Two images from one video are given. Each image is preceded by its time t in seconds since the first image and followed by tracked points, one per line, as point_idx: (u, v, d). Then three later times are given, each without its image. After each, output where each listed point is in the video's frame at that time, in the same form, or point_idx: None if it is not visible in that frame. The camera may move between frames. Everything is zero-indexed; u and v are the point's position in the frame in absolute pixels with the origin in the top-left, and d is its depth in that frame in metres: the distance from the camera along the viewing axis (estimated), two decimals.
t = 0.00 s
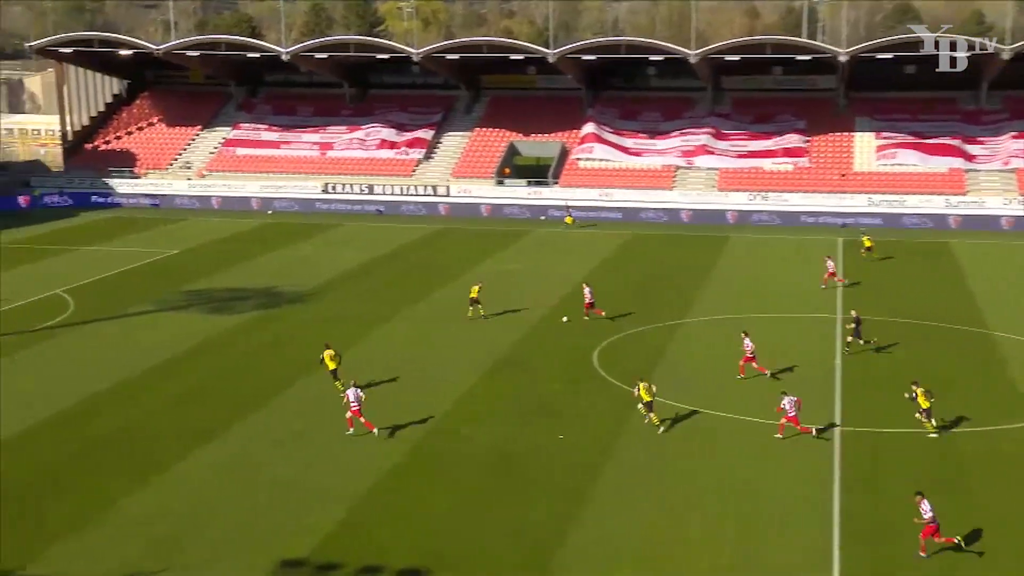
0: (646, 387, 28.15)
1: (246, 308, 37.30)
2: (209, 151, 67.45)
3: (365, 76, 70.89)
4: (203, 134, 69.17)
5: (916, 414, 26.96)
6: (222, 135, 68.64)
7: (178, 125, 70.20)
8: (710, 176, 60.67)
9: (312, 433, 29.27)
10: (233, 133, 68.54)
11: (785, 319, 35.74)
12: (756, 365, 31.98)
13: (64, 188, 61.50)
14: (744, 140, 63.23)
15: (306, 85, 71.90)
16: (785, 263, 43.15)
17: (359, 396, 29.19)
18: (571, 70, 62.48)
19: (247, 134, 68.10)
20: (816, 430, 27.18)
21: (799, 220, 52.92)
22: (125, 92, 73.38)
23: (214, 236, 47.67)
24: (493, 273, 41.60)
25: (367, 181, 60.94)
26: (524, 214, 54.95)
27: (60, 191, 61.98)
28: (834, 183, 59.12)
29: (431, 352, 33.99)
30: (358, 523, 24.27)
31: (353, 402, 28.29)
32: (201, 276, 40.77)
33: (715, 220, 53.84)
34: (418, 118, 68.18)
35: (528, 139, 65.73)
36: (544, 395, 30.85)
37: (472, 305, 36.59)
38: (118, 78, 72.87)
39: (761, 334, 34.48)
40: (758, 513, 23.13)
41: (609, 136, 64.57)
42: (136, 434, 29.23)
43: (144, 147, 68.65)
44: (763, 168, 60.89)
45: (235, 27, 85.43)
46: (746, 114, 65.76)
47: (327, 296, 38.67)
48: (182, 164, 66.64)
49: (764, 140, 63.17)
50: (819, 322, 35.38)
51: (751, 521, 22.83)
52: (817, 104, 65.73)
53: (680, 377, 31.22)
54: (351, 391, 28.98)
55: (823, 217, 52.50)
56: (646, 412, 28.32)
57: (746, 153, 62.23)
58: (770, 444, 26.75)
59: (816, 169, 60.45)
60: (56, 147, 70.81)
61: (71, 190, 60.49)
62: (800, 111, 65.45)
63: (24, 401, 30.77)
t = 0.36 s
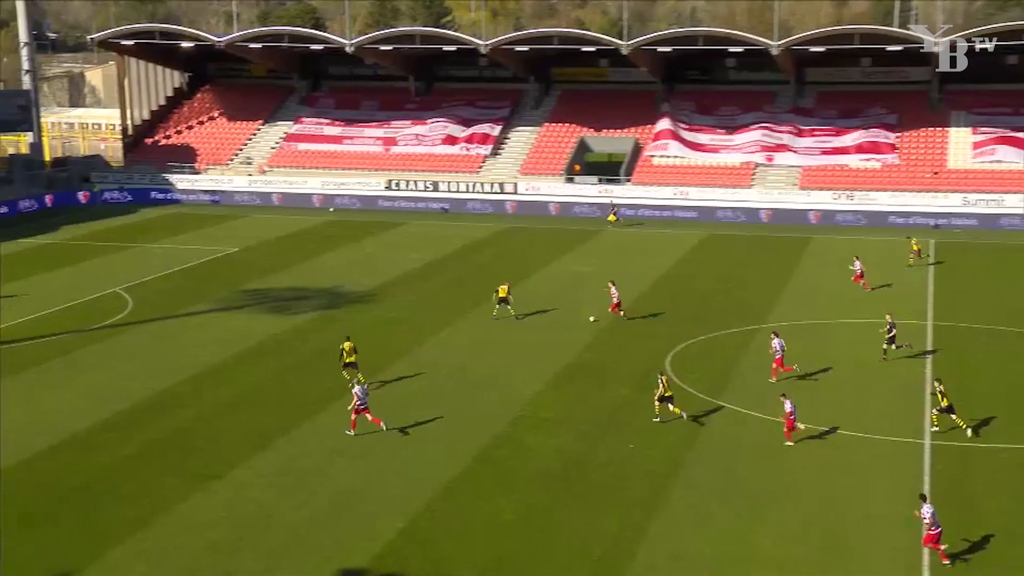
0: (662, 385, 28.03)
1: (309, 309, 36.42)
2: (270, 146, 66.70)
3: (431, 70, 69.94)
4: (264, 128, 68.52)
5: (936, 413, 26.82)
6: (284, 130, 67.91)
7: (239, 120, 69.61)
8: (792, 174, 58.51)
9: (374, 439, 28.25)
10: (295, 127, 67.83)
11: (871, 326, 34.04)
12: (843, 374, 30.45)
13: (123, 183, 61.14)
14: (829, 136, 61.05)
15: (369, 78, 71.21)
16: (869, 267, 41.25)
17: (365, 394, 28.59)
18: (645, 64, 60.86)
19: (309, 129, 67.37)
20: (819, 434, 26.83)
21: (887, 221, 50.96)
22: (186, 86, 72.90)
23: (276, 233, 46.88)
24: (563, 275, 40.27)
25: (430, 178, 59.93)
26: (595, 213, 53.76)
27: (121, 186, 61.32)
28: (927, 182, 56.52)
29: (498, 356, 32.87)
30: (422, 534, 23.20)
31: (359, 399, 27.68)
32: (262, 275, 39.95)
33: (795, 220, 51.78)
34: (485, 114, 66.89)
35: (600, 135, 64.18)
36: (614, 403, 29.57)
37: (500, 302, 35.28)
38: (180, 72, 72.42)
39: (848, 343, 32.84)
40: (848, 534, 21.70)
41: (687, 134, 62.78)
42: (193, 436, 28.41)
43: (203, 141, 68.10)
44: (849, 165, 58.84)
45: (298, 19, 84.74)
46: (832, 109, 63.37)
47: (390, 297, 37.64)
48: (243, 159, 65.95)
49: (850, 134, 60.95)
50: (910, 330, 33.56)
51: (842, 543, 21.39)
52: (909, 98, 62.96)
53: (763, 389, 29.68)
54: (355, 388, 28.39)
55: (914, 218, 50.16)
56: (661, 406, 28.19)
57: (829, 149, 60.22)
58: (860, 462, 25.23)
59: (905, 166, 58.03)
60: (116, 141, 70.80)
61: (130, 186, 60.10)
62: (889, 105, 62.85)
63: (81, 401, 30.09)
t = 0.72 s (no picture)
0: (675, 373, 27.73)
1: (362, 308, 35.48)
2: (323, 140, 66.01)
3: (490, 62, 68.74)
4: (318, 121, 67.78)
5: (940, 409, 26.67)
6: (338, 123, 67.20)
7: (292, 112, 68.88)
8: (868, 170, 57.03)
9: (428, 443, 27.22)
10: (349, 120, 67.10)
11: (950, 332, 32.56)
12: (923, 384, 29.05)
13: (175, 178, 59.79)
14: (907, 129, 59.21)
15: (426, 70, 70.10)
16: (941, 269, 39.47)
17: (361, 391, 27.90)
18: (714, 55, 59.21)
19: (364, 122, 66.65)
20: (867, 443, 26.01)
21: (972, 220, 48.50)
22: (238, 78, 72.10)
23: (329, 230, 46.06)
24: (626, 274, 38.96)
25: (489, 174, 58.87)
26: (659, 211, 52.56)
27: (172, 181, 59.91)
28: (1016, 179, 54.31)
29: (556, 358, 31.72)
30: (479, 545, 22.14)
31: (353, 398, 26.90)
32: (315, 273, 39.12)
33: (872, 219, 50.15)
34: (546, 107, 65.56)
35: (666, 129, 62.70)
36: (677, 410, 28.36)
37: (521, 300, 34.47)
38: (232, 63, 71.63)
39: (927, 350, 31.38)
40: (921, 559, 20.57)
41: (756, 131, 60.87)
42: (242, 437, 27.55)
43: (256, 135, 67.45)
44: (930, 161, 56.81)
45: (354, 10, 83.91)
46: (912, 101, 61.17)
47: (445, 296, 36.60)
48: (296, 153, 65.32)
49: (931, 126, 59.02)
50: (994, 336, 31.94)
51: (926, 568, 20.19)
52: (995, 88, 60.43)
53: (840, 401, 28.27)
54: (351, 385, 27.69)
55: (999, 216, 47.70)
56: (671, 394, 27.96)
57: (907, 144, 58.27)
58: (944, 482, 23.87)
59: (992, 162, 55.82)
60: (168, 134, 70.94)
61: (181, 181, 59.45)
62: (975, 96, 60.33)
63: (128, 401, 29.36)
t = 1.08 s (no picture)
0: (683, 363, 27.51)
1: (417, 308, 34.52)
2: (379, 134, 65.28)
3: (553, 53, 67.58)
4: (374, 114, 67.09)
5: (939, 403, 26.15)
6: (394, 116, 66.47)
7: (347, 105, 68.24)
8: (953, 165, 54.81)
9: (485, 448, 26.19)
10: (407, 113, 66.30)
11: None
12: (1010, 394, 27.48)
13: (226, 172, 60.12)
14: (995, 120, 57.13)
15: (485, 62, 69.34)
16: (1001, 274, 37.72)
17: (358, 387, 27.37)
18: (789, 45, 57.61)
19: (422, 116, 65.73)
20: (947, 454, 24.58)
21: None
22: (293, 70, 71.43)
23: (385, 227, 45.21)
24: (692, 275, 37.65)
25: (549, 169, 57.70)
26: (730, 209, 50.91)
27: (223, 176, 60.42)
28: None
29: (617, 362, 30.51)
30: (538, 557, 21.01)
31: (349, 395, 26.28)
32: (370, 271, 38.26)
33: (957, 218, 48.07)
34: (610, 101, 64.21)
35: (736, 123, 60.94)
36: (746, 417, 27.07)
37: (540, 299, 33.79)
38: (288, 55, 71.08)
39: (1011, 357, 29.77)
40: None
41: (829, 125, 59.27)
42: (293, 440, 26.71)
43: (310, 128, 66.78)
44: (1015, 158, 54.24)
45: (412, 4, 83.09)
46: (999, 92, 59.03)
47: (503, 296, 35.56)
48: (351, 147, 64.69)
49: (1020, 118, 56.99)
50: None
51: None
52: None
53: (921, 409, 26.83)
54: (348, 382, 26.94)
55: None
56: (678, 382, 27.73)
57: (994, 138, 56.10)
58: None
59: None
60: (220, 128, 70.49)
61: (234, 176, 58.92)
62: None
63: (178, 402, 28.63)
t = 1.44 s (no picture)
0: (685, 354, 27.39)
1: (472, 308, 33.57)
2: (434, 129, 64.50)
3: (614, 45, 65.85)
4: (429, 109, 66.28)
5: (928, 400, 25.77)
6: (450, 111, 65.61)
7: (402, 100, 67.48)
8: None
9: (544, 453, 25.16)
10: (462, 108, 65.43)
11: None
12: None
13: (278, 168, 59.10)
14: None
15: (545, 54, 67.97)
16: None
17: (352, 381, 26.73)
18: (862, 35, 55.77)
19: (478, 110, 64.90)
20: None
21: None
22: (346, 62, 70.57)
23: (441, 224, 44.36)
24: (759, 276, 36.35)
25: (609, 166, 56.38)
26: (798, 209, 49.38)
27: (274, 172, 59.31)
28: None
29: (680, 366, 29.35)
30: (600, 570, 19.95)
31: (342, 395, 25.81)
32: (425, 270, 37.39)
33: None
34: (672, 95, 62.73)
35: (806, 118, 59.13)
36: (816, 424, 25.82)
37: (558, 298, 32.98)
38: (340, 47, 70.09)
39: None
40: None
41: (903, 119, 57.53)
42: (345, 443, 25.85)
43: (363, 123, 66.12)
44: None
45: None
46: None
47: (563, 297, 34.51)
48: (406, 142, 63.94)
49: None
50: None
51: None
52: None
53: (1003, 418, 25.46)
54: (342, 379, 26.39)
55: None
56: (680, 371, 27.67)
57: None
58: None
59: None
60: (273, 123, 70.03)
61: (285, 172, 58.02)
62: None
63: (228, 403, 27.88)
